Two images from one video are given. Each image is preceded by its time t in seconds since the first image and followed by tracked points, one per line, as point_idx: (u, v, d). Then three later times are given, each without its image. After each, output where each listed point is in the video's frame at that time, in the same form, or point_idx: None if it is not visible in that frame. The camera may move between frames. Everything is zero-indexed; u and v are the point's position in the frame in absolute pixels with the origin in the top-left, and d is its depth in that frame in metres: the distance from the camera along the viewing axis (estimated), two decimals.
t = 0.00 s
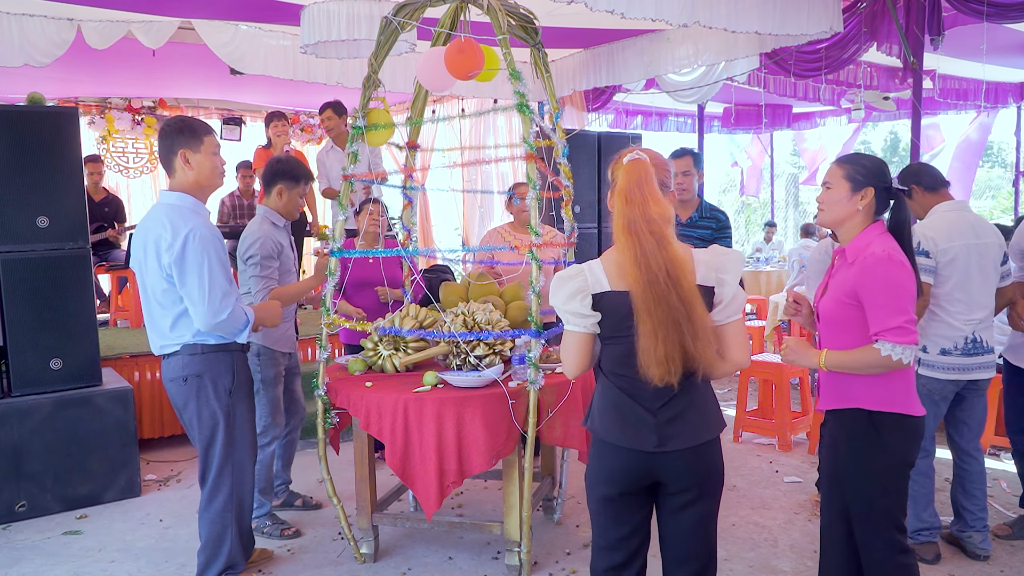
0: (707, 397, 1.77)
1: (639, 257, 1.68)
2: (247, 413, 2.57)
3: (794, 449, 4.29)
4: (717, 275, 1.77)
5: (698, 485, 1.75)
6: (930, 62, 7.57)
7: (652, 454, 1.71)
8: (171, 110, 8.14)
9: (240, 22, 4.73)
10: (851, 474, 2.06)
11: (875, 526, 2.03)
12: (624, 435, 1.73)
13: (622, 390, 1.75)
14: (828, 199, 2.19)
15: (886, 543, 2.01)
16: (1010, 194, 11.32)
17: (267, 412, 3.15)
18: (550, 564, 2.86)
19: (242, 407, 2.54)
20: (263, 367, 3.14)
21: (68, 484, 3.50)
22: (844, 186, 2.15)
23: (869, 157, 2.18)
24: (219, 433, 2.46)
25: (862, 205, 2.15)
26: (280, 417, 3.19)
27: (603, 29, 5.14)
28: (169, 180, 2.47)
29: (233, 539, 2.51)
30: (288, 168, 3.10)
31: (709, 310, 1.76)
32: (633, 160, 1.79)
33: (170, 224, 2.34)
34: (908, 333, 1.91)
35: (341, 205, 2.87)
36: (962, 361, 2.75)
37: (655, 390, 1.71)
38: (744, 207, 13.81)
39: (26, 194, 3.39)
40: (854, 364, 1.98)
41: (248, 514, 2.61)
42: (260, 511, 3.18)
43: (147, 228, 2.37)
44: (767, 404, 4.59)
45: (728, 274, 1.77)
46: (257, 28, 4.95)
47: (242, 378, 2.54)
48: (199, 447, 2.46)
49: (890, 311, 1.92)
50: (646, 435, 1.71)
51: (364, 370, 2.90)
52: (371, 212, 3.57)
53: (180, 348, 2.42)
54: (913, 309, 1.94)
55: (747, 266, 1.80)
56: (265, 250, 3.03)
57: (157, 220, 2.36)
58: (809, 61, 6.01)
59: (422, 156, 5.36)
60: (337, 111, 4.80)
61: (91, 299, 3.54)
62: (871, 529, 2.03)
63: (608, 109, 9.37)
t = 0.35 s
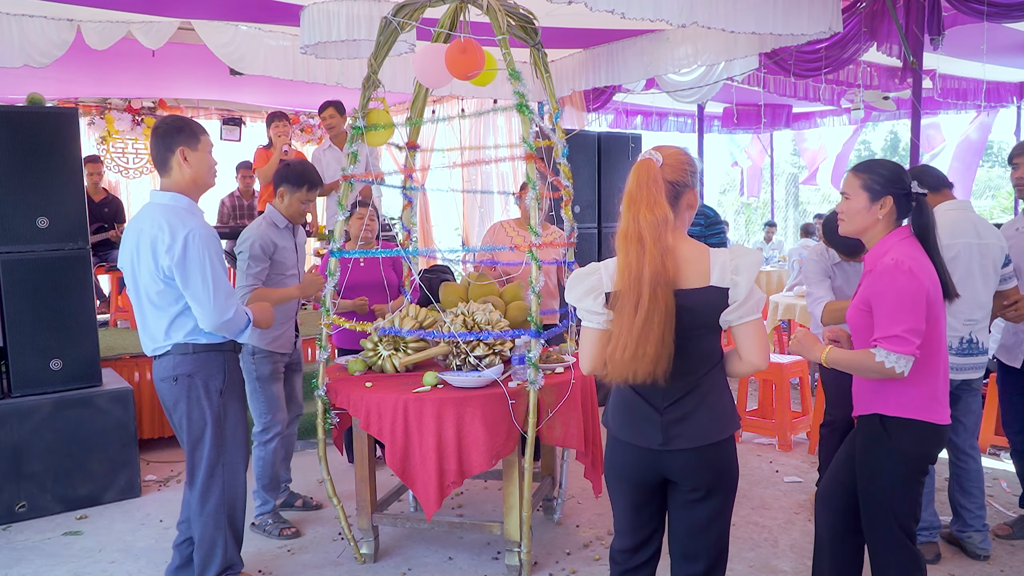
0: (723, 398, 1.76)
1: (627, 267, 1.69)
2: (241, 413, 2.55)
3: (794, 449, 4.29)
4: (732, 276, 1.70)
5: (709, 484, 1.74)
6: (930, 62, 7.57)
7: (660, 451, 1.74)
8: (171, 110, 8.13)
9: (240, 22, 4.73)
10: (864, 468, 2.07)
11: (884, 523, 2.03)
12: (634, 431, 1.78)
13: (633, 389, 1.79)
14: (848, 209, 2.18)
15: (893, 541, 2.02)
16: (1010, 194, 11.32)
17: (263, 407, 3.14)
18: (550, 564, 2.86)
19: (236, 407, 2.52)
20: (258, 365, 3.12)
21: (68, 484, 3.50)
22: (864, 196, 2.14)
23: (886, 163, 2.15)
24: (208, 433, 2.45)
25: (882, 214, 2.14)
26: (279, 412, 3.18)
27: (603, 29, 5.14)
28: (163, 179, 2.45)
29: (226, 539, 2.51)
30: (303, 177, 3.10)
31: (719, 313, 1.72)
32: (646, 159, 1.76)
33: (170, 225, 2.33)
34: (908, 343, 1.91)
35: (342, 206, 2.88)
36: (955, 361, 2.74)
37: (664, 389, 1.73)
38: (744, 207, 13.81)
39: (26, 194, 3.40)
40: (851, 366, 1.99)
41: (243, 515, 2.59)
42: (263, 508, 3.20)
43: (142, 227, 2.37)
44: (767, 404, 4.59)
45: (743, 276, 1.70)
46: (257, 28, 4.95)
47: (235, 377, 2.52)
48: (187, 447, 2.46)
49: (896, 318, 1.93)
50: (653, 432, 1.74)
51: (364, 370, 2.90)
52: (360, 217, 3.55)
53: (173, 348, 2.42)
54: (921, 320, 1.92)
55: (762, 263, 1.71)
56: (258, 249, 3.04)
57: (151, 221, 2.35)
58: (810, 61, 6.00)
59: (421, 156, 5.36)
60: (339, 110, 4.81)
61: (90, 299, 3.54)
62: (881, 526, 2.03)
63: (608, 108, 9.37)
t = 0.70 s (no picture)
0: (713, 395, 1.76)
1: (607, 268, 1.71)
2: (211, 414, 2.49)
3: (794, 449, 4.29)
4: (716, 274, 1.68)
5: (704, 483, 1.74)
6: (929, 62, 7.57)
7: (650, 449, 1.74)
8: (170, 111, 8.13)
9: (240, 22, 4.72)
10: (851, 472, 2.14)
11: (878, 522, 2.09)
12: (624, 431, 1.78)
13: (623, 388, 1.79)
14: (848, 200, 2.21)
15: (889, 540, 2.08)
16: (1010, 193, 11.32)
17: (252, 407, 3.14)
18: (550, 564, 2.86)
19: (205, 411, 2.47)
20: (244, 363, 3.12)
21: (68, 485, 3.50)
22: (863, 189, 2.17)
23: (891, 158, 2.17)
24: (178, 437, 2.40)
25: (879, 208, 2.16)
26: (267, 410, 3.16)
27: (602, 29, 5.14)
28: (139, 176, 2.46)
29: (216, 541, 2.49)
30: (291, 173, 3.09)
31: (704, 310, 1.69)
32: (626, 163, 1.78)
33: (134, 214, 2.33)
34: (856, 331, 2.03)
35: (341, 206, 2.87)
36: (962, 362, 2.74)
37: (653, 387, 1.74)
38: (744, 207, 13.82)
39: (25, 195, 3.40)
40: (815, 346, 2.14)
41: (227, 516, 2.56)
42: (250, 510, 3.17)
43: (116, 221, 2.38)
44: (767, 404, 4.59)
45: (726, 273, 1.68)
46: (256, 29, 4.95)
47: (203, 380, 2.48)
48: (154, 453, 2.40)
49: (849, 307, 2.05)
50: (643, 430, 1.74)
51: (364, 370, 2.90)
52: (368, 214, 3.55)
53: (137, 341, 2.40)
54: (879, 313, 2.02)
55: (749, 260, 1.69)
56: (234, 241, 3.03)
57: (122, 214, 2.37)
58: (809, 61, 6.01)
59: (421, 156, 5.36)
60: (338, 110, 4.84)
61: (90, 300, 3.54)
62: (874, 526, 2.09)
63: (608, 108, 9.36)
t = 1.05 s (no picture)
0: (679, 389, 1.80)
1: (567, 271, 1.72)
2: (193, 414, 2.46)
3: (794, 449, 4.29)
4: (682, 272, 1.71)
5: (678, 479, 1.77)
6: (929, 62, 7.57)
7: (622, 450, 1.75)
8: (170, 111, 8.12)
9: (240, 23, 4.72)
10: (827, 468, 2.14)
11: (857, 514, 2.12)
12: (596, 432, 1.78)
13: (594, 389, 1.79)
14: (826, 196, 2.23)
15: (866, 529, 2.11)
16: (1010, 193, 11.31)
17: (246, 413, 3.15)
18: (550, 564, 2.86)
19: (185, 412, 2.43)
20: (238, 371, 3.12)
21: (68, 485, 3.50)
22: (842, 185, 2.19)
23: (872, 158, 2.19)
24: (158, 437, 2.37)
25: (858, 204, 2.19)
26: (263, 418, 3.18)
27: (602, 29, 5.13)
28: (124, 175, 2.46)
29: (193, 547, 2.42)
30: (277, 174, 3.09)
31: (675, 312, 1.74)
32: (584, 168, 1.81)
33: (107, 211, 2.34)
34: (832, 319, 2.03)
35: (341, 206, 2.87)
36: (964, 363, 2.73)
37: (625, 386, 1.75)
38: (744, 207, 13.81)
39: (25, 196, 3.40)
40: (795, 337, 2.14)
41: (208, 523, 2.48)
42: (253, 513, 3.17)
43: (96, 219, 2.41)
44: (767, 404, 4.59)
45: (692, 272, 1.71)
46: (256, 29, 4.95)
47: (182, 381, 2.45)
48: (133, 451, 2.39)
49: (824, 295, 2.05)
50: (614, 431, 1.75)
51: (364, 371, 2.90)
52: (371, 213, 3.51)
53: (112, 342, 2.41)
54: (855, 304, 2.04)
55: (712, 260, 1.73)
56: (226, 242, 3.03)
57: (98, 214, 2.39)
58: (809, 61, 6.00)
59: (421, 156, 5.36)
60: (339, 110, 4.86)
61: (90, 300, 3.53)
62: (852, 519, 2.12)
63: (608, 108, 9.36)
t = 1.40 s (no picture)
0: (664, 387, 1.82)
1: (548, 270, 1.72)
2: (184, 422, 2.46)
3: (794, 449, 4.29)
4: (671, 272, 1.80)
5: (662, 476, 1.79)
6: (930, 62, 7.57)
7: (615, 447, 1.75)
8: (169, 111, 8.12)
9: (240, 23, 4.72)
10: (823, 469, 2.13)
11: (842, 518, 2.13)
12: (589, 432, 1.77)
13: (585, 388, 1.78)
14: (816, 200, 2.22)
15: (832, 530, 2.13)
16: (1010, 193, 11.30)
17: (258, 413, 3.14)
18: (550, 564, 2.86)
19: (175, 417, 2.43)
20: (249, 373, 3.12)
21: (68, 485, 3.50)
22: (833, 189, 2.18)
23: (859, 162, 2.21)
24: (148, 442, 2.39)
25: (850, 207, 2.17)
26: (272, 418, 3.18)
27: (603, 29, 5.13)
28: (121, 173, 2.45)
29: (163, 559, 2.43)
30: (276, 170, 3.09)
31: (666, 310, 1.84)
32: (570, 167, 1.81)
33: (107, 213, 2.33)
34: (878, 325, 1.99)
35: (341, 206, 2.88)
36: (953, 362, 2.74)
37: (616, 384, 1.74)
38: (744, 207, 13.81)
39: (25, 196, 3.40)
40: (825, 351, 2.06)
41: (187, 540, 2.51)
42: (255, 514, 3.17)
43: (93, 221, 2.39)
44: (767, 404, 4.59)
45: (682, 271, 1.81)
46: (256, 29, 4.95)
47: (178, 386, 2.45)
48: (125, 454, 2.42)
49: (860, 304, 2.00)
50: (608, 428, 1.74)
51: (364, 370, 2.90)
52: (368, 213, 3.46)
53: (114, 345, 2.41)
54: (885, 304, 2.02)
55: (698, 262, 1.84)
56: (235, 246, 3.01)
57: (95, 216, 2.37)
58: (810, 61, 6.00)
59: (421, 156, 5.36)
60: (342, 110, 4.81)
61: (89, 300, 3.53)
62: (832, 524, 2.13)
63: (608, 108, 9.36)
